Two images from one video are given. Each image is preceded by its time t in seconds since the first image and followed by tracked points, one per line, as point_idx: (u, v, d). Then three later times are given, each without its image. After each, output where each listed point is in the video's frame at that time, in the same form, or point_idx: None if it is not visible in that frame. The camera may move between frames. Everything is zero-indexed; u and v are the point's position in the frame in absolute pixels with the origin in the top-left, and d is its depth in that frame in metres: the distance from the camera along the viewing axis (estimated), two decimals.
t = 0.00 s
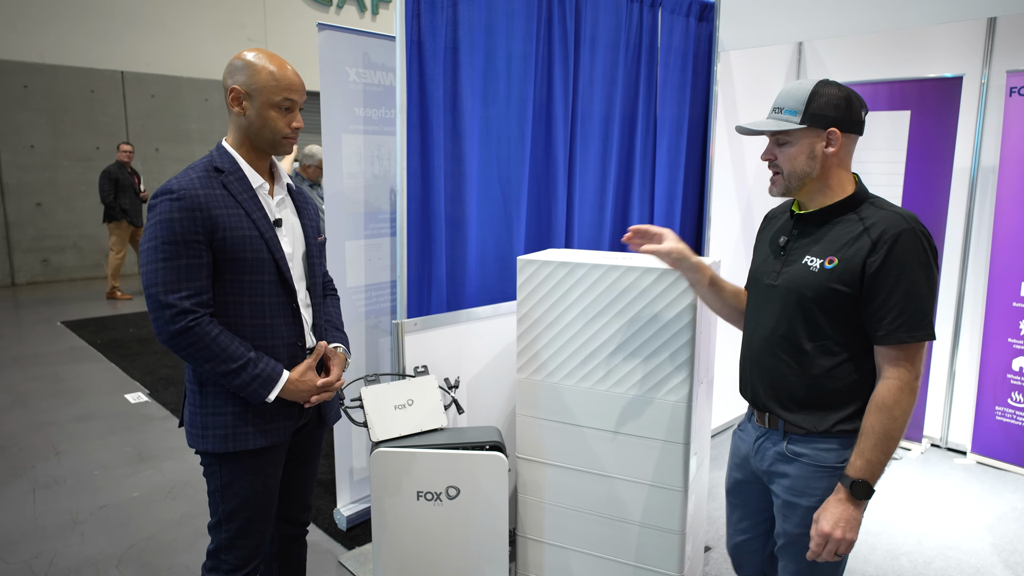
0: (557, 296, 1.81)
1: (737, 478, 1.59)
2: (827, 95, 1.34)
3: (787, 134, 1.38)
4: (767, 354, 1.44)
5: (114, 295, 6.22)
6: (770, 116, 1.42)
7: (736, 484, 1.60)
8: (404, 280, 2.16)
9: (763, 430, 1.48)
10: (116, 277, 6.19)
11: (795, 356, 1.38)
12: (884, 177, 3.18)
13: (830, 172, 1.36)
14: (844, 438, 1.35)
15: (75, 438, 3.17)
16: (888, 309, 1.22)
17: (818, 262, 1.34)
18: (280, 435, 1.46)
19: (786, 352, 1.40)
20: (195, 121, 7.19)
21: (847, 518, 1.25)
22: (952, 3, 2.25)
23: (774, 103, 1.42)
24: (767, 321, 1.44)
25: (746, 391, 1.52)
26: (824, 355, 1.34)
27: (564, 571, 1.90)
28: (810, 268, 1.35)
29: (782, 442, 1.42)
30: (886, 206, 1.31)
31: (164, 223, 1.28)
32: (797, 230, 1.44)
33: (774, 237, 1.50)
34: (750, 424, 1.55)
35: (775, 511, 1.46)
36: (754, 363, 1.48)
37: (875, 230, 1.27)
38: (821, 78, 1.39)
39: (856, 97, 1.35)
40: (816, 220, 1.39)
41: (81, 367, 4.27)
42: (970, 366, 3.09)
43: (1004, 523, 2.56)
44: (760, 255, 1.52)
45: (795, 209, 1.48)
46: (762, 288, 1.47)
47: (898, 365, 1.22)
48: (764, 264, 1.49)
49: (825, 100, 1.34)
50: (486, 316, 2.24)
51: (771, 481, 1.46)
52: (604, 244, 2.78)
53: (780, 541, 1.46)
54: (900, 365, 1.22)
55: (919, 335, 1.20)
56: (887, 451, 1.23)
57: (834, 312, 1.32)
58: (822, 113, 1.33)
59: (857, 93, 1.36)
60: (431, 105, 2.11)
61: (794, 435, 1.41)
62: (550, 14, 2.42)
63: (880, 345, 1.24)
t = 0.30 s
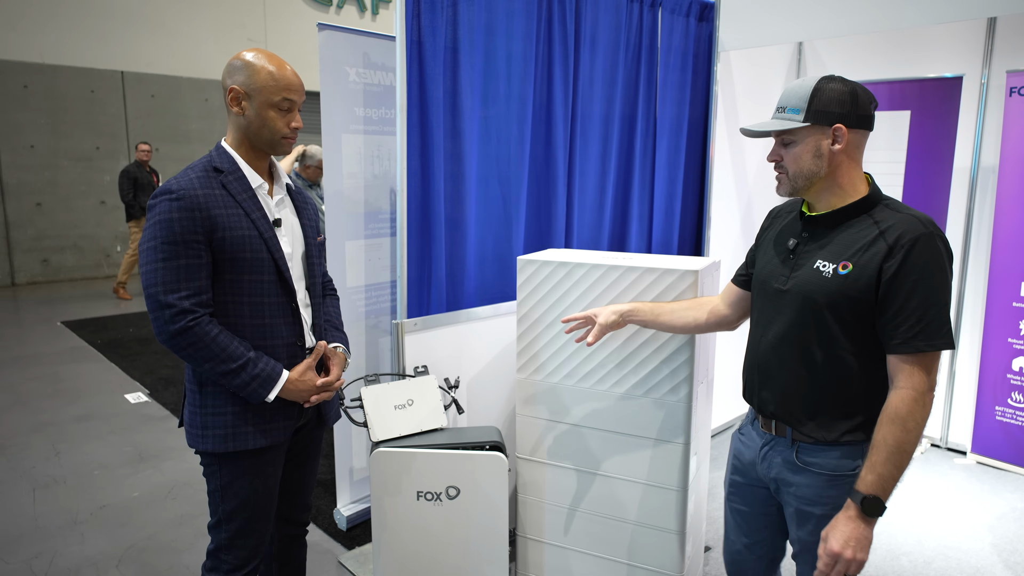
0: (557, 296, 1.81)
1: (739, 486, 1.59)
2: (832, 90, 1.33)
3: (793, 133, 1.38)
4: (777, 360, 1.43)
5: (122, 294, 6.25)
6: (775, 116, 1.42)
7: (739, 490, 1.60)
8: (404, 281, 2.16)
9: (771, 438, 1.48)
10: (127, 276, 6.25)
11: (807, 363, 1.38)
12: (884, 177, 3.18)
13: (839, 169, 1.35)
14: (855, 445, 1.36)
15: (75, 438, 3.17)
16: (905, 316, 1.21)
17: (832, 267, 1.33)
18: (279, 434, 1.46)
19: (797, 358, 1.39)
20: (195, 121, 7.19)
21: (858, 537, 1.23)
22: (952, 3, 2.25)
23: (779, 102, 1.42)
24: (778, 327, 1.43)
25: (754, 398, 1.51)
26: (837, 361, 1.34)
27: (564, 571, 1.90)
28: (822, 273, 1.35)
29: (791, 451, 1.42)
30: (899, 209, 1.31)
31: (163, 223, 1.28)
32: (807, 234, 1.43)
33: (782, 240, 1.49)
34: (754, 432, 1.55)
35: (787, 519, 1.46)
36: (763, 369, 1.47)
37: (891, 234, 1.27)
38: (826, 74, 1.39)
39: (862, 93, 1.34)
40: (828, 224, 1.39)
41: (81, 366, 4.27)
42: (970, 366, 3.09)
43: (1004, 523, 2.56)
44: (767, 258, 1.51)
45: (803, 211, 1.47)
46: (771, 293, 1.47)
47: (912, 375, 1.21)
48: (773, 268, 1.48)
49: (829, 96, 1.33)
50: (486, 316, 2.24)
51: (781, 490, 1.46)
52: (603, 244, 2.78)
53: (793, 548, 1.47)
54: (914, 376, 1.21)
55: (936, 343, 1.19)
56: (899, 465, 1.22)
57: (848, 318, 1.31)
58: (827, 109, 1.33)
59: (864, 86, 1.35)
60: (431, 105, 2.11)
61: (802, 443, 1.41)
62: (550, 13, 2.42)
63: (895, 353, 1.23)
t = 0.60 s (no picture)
0: (557, 296, 1.81)
1: (740, 486, 1.59)
2: (822, 92, 1.33)
3: (784, 136, 1.38)
4: (776, 365, 1.43)
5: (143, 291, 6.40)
6: (766, 119, 1.42)
7: (741, 491, 1.59)
8: (404, 281, 2.16)
9: (771, 438, 1.48)
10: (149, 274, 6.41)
11: (804, 366, 1.38)
12: (884, 177, 3.18)
13: (830, 172, 1.35)
14: (855, 445, 1.35)
15: (75, 438, 3.17)
16: (905, 322, 1.21)
17: (831, 273, 1.33)
18: (279, 434, 1.46)
19: (796, 363, 1.39)
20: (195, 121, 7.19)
21: (878, 545, 1.24)
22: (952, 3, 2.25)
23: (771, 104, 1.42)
24: (776, 331, 1.43)
25: (753, 401, 1.51)
26: (836, 367, 1.33)
27: (564, 571, 1.90)
28: (821, 278, 1.35)
29: (791, 451, 1.42)
30: (896, 212, 1.30)
31: (164, 223, 1.28)
32: (804, 238, 1.42)
33: (778, 243, 1.49)
34: (753, 434, 1.55)
35: (789, 520, 1.46)
36: (760, 372, 1.47)
37: (889, 240, 1.26)
38: (818, 75, 1.38)
39: (853, 92, 1.34)
40: (825, 229, 1.38)
41: (81, 366, 4.27)
42: (970, 366, 3.09)
43: (1004, 523, 2.56)
44: (763, 260, 1.51)
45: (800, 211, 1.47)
46: (768, 296, 1.46)
47: (915, 380, 1.22)
48: (770, 272, 1.48)
49: (820, 98, 1.33)
50: (486, 316, 2.24)
51: (782, 490, 1.46)
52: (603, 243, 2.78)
53: (795, 549, 1.46)
54: (917, 381, 1.22)
55: (936, 348, 1.19)
56: (911, 469, 1.22)
57: (847, 324, 1.31)
58: (817, 112, 1.33)
59: (855, 86, 1.35)
60: (431, 106, 2.11)
61: (802, 443, 1.41)
62: (550, 13, 2.42)
63: (896, 360, 1.24)
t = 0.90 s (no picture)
0: (557, 296, 1.81)
1: (738, 485, 1.59)
2: (820, 92, 1.33)
3: (783, 136, 1.38)
4: (769, 362, 1.43)
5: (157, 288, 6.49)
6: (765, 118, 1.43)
7: (737, 490, 1.60)
8: (404, 280, 2.16)
9: (763, 436, 1.48)
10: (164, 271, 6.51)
11: (798, 364, 1.38)
12: (884, 177, 3.18)
13: (827, 172, 1.35)
14: (847, 442, 1.36)
15: (75, 438, 3.17)
16: (897, 320, 1.22)
17: (825, 270, 1.33)
18: (280, 434, 1.46)
19: (790, 360, 1.39)
20: (195, 121, 7.18)
21: (852, 530, 1.26)
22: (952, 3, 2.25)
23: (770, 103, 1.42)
24: (771, 329, 1.43)
25: (749, 399, 1.51)
26: (830, 364, 1.34)
27: (564, 571, 1.90)
28: (815, 276, 1.35)
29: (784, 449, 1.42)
30: (890, 211, 1.30)
31: (166, 222, 1.28)
32: (799, 236, 1.42)
33: (774, 241, 1.49)
34: (747, 432, 1.55)
35: (782, 518, 1.46)
36: (755, 370, 1.47)
37: (883, 238, 1.26)
38: (818, 75, 1.38)
39: (852, 93, 1.34)
40: (819, 226, 1.38)
41: (81, 367, 4.27)
42: (970, 366, 3.09)
43: (1004, 523, 2.56)
44: (759, 258, 1.51)
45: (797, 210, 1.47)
46: (763, 294, 1.46)
47: (903, 377, 1.23)
48: (765, 269, 1.48)
49: (818, 98, 1.33)
50: (486, 316, 2.24)
51: (776, 488, 1.46)
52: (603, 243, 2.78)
53: (789, 548, 1.46)
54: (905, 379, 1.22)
55: (927, 346, 1.20)
56: (892, 463, 1.23)
57: (840, 321, 1.31)
58: (815, 112, 1.33)
59: (854, 88, 1.34)
60: (431, 106, 2.11)
61: (794, 440, 1.41)
62: (549, 13, 2.42)
63: (886, 356, 1.24)
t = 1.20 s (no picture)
0: (557, 296, 1.81)
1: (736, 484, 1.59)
2: (816, 92, 1.33)
3: (778, 135, 1.38)
4: (764, 359, 1.43)
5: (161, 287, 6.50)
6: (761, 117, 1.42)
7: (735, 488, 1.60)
8: (404, 280, 2.16)
9: (760, 434, 1.48)
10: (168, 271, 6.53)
11: (793, 361, 1.38)
12: (885, 177, 3.17)
13: (822, 172, 1.35)
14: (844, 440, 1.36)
15: (75, 438, 3.17)
16: (889, 314, 1.21)
17: (818, 265, 1.34)
18: (282, 434, 1.46)
19: (784, 357, 1.39)
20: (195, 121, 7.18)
21: (789, 483, 1.21)
22: (952, 3, 2.25)
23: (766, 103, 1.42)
24: (765, 325, 1.43)
25: (745, 397, 1.51)
26: (824, 360, 1.34)
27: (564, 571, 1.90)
28: (808, 272, 1.35)
29: (781, 447, 1.43)
30: (882, 207, 1.31)
31: (168, 222, 1.28)
32: (793, 233, 1.43)
33: (770, 239, 1.49)
34: (745, 431, 1.55)
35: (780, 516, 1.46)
36: (750, 366, 1.47)
37: (874, 233, 1.27)
38: (814, 75, 1.38)
39: (847, 94, 1.34)
40: (812, 223, 1.39)
41: (81, 367, 4.27)
42: (970, 366, 3.09)
43: (1004, 523, 2.56)
44: (755, 256, 1.51)
45: (790, 208, 1.47)
46: (757, 291, 1.47)
47: (901, 369, 1.21)
48: (760, 266, 1.48)
49: (813, 98, 1.33)
50: (486, 316, 2.24)
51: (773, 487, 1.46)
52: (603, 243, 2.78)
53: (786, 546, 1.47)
54: (904, 372, 1.21)
55: (920, 340, 1.19)
56: (859, 443, 1.21)
57: (836, 317, 1.31)
58: (810, 111, 1.33)
59: (849, 88, 1.34)
60: (431, 106, 2.11)
61: (791, 439, 1.41)
62: (549, 13, 2.42)
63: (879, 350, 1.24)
